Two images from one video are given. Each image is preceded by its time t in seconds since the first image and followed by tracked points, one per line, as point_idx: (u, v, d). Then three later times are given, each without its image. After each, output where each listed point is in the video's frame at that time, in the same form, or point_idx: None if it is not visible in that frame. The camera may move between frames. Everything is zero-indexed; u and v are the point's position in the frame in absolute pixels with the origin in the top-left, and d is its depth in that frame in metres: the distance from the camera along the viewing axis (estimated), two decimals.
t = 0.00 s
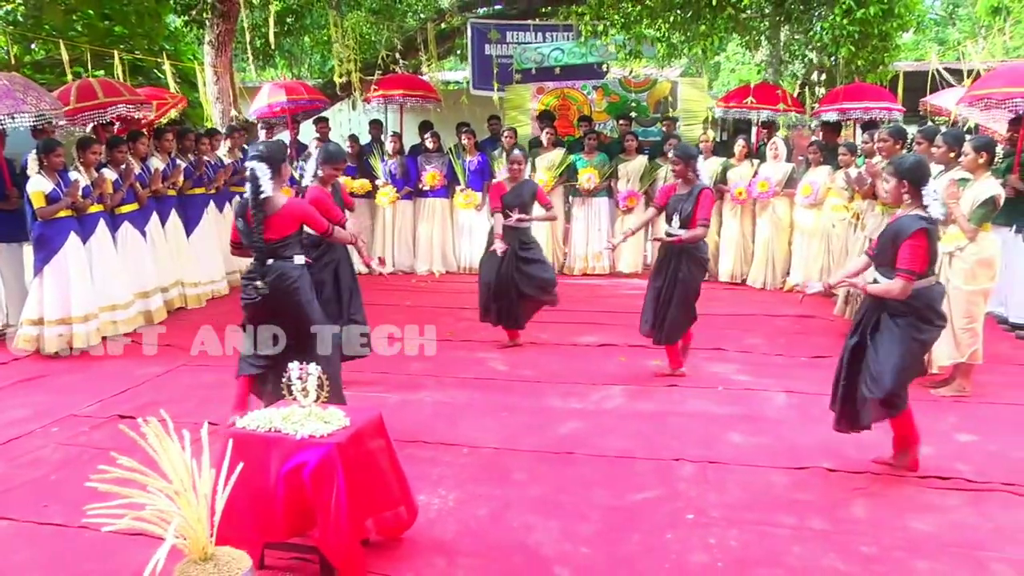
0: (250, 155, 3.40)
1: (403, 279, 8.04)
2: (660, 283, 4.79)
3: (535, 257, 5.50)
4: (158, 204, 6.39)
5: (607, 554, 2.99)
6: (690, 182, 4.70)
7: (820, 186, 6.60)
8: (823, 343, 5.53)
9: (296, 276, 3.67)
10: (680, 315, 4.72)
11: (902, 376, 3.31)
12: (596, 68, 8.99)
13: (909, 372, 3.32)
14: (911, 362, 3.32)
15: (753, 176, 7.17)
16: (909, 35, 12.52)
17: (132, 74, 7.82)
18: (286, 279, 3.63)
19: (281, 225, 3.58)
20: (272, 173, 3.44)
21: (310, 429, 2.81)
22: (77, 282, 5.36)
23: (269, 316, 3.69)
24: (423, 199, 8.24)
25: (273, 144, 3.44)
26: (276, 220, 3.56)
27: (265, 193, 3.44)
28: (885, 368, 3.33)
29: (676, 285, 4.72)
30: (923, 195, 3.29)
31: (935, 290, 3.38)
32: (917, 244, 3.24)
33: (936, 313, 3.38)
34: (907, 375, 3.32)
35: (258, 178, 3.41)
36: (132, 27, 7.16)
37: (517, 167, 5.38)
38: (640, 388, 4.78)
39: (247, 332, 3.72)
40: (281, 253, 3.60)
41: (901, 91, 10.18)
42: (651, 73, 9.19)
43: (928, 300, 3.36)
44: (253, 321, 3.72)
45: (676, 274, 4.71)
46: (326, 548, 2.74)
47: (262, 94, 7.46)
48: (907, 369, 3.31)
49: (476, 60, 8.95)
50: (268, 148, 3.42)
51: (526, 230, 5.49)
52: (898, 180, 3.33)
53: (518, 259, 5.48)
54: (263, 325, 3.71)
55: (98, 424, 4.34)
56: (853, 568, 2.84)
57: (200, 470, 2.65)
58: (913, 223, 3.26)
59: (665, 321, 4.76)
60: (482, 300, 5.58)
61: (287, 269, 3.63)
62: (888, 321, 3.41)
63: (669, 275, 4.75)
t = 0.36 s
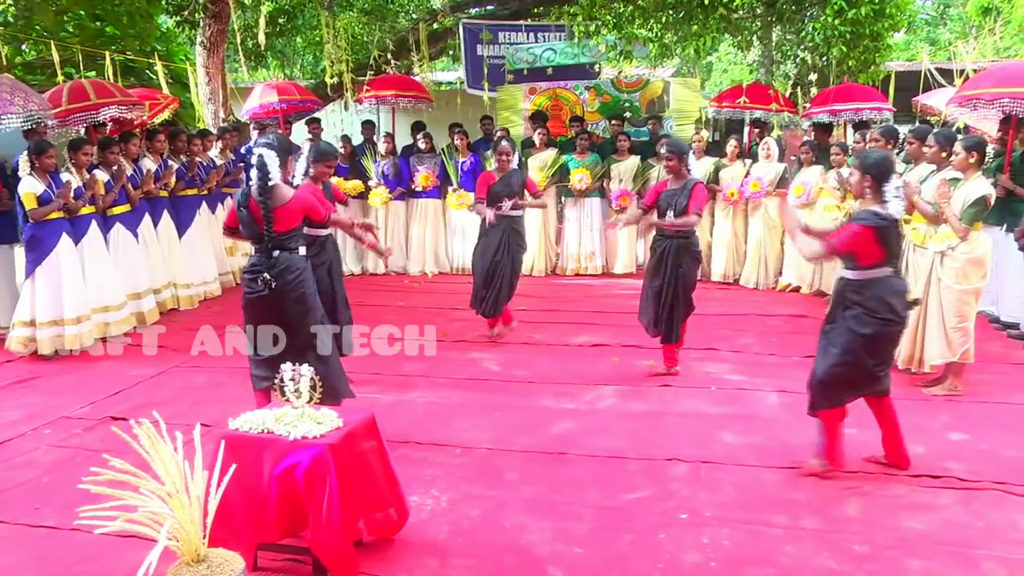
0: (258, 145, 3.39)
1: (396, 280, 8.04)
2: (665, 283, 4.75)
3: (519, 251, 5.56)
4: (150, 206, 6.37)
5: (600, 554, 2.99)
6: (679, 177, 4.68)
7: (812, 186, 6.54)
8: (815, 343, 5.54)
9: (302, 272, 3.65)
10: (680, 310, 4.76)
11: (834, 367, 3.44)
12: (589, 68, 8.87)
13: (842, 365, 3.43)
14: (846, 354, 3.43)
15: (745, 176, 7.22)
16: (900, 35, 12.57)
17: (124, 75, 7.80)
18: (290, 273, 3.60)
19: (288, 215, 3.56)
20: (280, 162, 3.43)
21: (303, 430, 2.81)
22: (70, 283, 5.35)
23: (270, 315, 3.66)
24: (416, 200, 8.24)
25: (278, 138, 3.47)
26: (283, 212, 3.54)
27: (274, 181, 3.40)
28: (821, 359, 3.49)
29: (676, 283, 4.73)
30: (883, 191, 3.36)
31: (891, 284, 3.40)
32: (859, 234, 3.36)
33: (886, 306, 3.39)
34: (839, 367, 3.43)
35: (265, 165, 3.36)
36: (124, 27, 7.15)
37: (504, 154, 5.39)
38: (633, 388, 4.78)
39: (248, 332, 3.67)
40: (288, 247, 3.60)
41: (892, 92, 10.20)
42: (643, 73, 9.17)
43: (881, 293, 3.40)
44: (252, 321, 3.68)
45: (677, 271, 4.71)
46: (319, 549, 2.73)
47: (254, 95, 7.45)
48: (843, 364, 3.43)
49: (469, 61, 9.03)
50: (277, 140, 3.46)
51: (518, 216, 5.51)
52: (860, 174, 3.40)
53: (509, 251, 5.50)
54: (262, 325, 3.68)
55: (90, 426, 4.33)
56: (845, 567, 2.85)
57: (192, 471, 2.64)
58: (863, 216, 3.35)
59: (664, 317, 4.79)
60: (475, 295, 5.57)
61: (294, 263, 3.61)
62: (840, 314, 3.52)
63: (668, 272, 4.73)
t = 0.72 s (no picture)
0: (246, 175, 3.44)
1: (393, 279, 8.03)
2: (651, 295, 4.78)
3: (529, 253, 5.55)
4: (147, 205, 6.37)
5: (596, 554, 2.99)
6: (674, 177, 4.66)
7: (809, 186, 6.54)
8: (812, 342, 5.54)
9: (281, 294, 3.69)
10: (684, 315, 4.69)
11: (774, 387, 3.47)
12: (585, 68, 9.01)
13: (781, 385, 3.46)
14: (785, 375, 3.45)
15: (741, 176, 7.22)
16: (898, 35, 12.57)
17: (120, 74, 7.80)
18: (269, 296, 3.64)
19: (270, 243, 3.55)
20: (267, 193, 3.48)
21: (299, 429, 2.81)
22: (66, 282, 5.35)
23: (267, 316, 3.62)
24: (413, 200, 8.24)
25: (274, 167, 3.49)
26: (267, 239, 3.54)
27: (260, 215, 3.48)
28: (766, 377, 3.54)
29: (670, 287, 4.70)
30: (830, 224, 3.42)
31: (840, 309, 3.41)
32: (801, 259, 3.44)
33: (832, 330, 3.37)
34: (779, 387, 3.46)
35: (253, 200, 3.46)
36: (120, 26, 7.14)
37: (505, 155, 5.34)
38: (629, 388, 4.78)
39: (248, 332, 3.63)
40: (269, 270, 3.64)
41: (889, 92, 10.19)
42: (640, 72, 9.11)
43: (826, 316, 3.42)
44: (252, 321, 3.63)
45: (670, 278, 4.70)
46: (315, 549, 2.73)
47: (250, 94, 7.44)
48: (782, 383, 3.46)
49: (465, 60, 9.03)
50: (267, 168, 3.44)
51: (519, 219, 5.51)
52: (812, 203, 3.47)
53: (509, 254, 5.47)
54: (263, 325, 3.63)
55: (87, 425, 4.33)
56: (841, 567, 2.84)
57: (188, 470, 2.63)
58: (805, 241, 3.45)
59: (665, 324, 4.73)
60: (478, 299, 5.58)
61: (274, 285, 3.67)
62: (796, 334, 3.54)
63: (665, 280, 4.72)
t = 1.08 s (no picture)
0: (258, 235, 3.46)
1: (395, 278, 8.03)
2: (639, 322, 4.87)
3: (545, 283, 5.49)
4: (149, 203, 6.39)
5: (597, 553, 2.99)
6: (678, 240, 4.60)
7: (810, 186, 6.55)
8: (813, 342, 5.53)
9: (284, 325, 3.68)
10: (666, 342, 4.64)
11: (755, 410, 3.59)
12: (587, 68, 8.93)
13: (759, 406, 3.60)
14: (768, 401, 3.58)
15: (743, 176, 7.20)
16: (900, 35, 12.54)
17: (122, 72, 7.81)
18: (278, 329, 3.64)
19: (271, 303, 3.57)
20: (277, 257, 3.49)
21: (301, 427, 2.81)
22: (68, 280, 5.35)
23: (269, 317, 3.60)
24: (414, 199, 8.24)
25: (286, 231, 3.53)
26: (273, 298, 3.57)
27: (268, 273, 3.51)
28: (751, 396, 3.66)
29: (659, 321, 4.75)
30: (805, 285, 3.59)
31: (829, 367, 3.55)
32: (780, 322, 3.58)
33: (824, 386, 3.51)
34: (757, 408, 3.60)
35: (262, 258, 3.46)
36: (122, 25, 7.14)
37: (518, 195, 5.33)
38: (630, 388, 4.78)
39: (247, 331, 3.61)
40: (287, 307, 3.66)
41: (891, 92, 10.17)
42: (641, 72, 9.14)
43: (819, 373, 3.54)
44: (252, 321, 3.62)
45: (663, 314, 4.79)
46: (316, 547, 2.73)
47: (253, 93, 7.44)
48: (763, 411, 3.58)
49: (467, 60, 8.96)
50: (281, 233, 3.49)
51: (531, 253, 5.52)
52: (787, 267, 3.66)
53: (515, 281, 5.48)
54: (263, 326, 3.61)
55: (89, 423, 4.33)
56: (842, 567, 2.84)
57: (190, 469, 2.64)
58: (785, 305, 3.57)
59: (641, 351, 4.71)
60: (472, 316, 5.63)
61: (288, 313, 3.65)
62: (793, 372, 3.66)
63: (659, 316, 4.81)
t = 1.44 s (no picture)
0: (265, 245, 3.54)
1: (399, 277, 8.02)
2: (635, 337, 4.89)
3: (546, 300, 5.50)
4: (154, 203, 6.40)
5: (602, 553, 2.99)
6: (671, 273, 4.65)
7: (816, 187, 6.61)
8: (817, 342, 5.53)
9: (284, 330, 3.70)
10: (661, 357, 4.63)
11: (755, 418, 3.58)
12: (592, 67, 8.98)
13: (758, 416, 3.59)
14: (770, 414, 3.58)
15: (749, 175, 7.20)
16: (905, 35, 12.52)
17: (128, 72, 7.83)
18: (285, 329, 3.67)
19: (272, 314, 3.58)
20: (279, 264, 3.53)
21: (306, 427, 2.81)
22: (73, 279, 5.37)
23: (270, 318, 3.59)
24: (420, 198, 8.24)
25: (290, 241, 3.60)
26: (274, 309, 3.59)
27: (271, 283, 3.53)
28: (752, 405, 3.65)
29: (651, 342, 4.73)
30: (807, 312, 3.63)
31: (830, 397, 3.59)
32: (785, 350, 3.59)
33: (823, 415, 3.54)
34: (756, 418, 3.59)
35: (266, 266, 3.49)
36: (128, 25, 7.16)
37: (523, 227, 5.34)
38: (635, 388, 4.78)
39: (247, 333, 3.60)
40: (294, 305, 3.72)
41: (896, 91, 10.15)
42: (647, 72, 9.15)
43: (820, 400, 3.58)
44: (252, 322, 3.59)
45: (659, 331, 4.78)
46: (320, 546, 2.73)
47: (258, 92, 7.45)
48: (761, 422, 3.58)
49: (472, 60, 8.99)
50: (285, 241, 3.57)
51: (535, 280, 5.52)
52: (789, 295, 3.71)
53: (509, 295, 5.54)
54: (265, 326, 3.60)
55: (94, 423, 4.34)
56: (847, 567, 2.84)
57: (195, 468, 2.64)
58: (788, 332, 3.59)
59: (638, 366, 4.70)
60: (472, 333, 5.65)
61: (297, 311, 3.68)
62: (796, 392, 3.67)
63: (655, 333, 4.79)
